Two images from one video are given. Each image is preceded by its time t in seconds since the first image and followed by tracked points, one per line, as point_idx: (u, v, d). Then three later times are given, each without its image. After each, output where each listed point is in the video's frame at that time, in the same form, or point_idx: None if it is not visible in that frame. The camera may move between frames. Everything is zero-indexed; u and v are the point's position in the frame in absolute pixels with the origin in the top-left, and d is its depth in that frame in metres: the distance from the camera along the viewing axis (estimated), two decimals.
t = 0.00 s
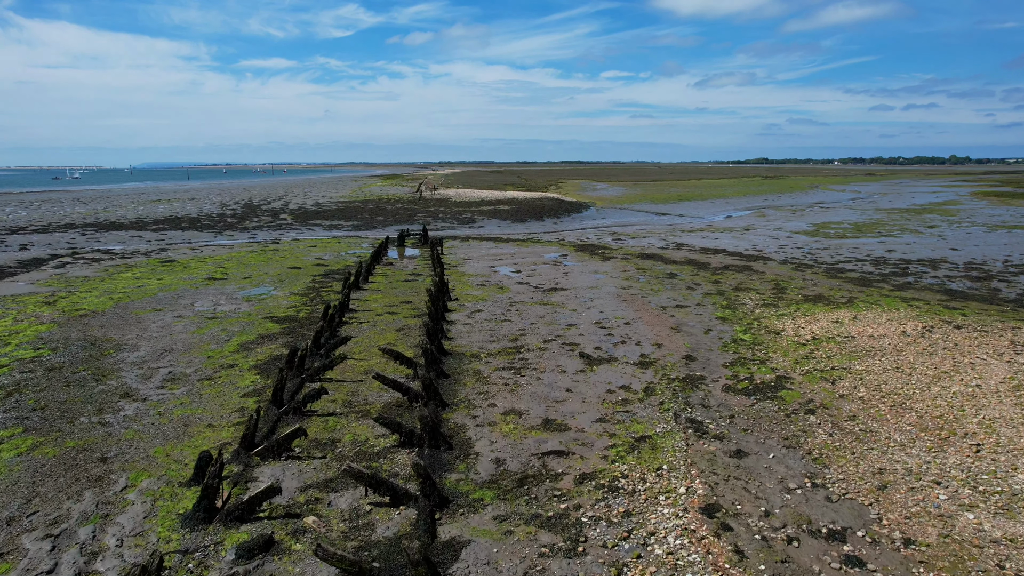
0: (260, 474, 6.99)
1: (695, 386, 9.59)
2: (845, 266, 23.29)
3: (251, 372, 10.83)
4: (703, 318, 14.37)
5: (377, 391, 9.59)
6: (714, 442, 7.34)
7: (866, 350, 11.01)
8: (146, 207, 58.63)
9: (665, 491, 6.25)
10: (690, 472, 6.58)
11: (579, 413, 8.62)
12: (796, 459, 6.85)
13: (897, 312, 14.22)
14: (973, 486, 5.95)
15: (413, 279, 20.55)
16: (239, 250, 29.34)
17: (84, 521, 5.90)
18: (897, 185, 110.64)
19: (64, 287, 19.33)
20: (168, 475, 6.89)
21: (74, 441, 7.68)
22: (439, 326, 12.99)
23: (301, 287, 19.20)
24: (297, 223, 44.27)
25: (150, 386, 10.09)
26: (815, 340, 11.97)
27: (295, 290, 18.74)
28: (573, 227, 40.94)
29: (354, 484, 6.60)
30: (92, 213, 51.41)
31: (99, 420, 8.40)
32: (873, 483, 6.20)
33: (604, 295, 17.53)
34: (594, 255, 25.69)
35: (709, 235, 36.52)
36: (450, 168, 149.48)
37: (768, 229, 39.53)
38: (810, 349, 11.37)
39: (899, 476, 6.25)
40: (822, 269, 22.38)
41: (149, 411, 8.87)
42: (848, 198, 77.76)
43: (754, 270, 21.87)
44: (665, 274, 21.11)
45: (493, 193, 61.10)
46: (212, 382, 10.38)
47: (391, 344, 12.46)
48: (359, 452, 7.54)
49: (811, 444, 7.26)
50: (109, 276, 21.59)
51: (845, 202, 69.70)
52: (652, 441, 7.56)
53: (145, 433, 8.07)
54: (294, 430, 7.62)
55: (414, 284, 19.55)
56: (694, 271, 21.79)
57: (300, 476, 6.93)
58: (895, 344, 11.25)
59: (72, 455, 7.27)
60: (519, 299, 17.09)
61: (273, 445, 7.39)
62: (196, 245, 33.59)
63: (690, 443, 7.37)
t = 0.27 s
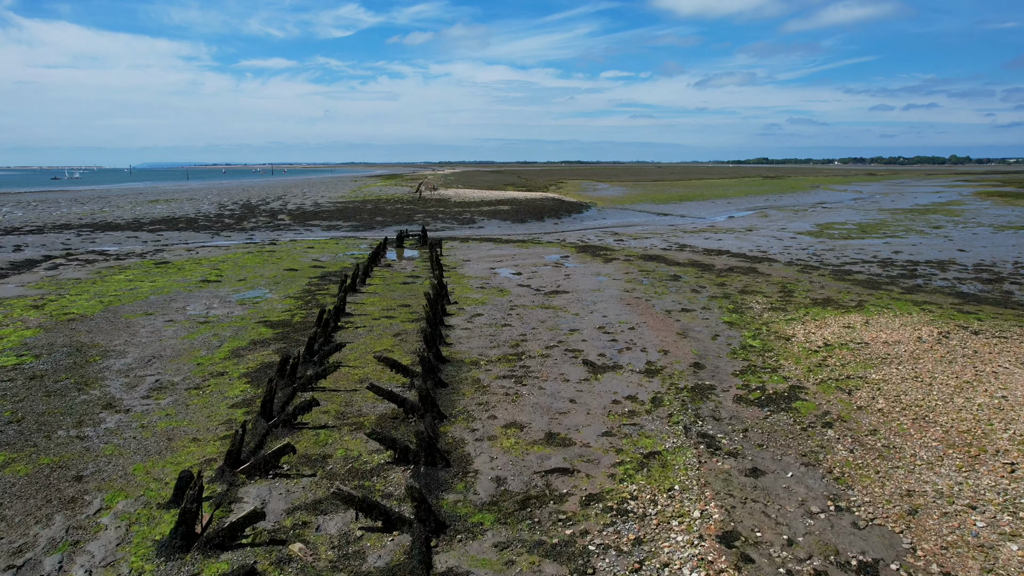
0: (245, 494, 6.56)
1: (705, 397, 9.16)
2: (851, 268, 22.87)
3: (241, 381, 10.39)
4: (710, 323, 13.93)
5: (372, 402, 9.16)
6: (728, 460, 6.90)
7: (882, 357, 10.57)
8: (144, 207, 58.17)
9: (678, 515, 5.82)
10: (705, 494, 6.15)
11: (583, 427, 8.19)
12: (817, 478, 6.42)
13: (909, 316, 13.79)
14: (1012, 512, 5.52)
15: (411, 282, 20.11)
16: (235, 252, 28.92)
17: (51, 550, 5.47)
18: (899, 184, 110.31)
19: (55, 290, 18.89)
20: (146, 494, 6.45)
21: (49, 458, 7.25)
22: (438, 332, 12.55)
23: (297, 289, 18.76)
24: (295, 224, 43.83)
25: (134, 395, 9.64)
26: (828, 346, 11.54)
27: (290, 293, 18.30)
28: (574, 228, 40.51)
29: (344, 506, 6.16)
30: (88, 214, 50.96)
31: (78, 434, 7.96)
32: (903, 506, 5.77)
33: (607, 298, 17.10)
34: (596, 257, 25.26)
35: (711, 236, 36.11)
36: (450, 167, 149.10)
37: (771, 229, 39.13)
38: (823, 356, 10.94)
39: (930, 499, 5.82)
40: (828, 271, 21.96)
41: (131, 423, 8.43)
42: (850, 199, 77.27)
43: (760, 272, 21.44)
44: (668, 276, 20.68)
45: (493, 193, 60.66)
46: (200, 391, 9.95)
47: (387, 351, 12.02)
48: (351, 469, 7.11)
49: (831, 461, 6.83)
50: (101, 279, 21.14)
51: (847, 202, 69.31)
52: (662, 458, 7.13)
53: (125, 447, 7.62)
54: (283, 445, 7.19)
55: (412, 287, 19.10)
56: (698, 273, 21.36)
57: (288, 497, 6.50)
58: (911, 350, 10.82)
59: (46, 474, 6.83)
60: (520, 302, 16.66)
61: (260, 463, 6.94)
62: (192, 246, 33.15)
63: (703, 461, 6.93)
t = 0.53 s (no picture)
0: (228, 518, 6.12)
1: (717, 408, 8.73)
2: (859, 270, 22.45)
3: (231, 390, 9.96)
4: (718, 328, 13.50)
5: (367, 415, 8.71)
6: (746, 480, 6.47)
7: (899, 365, 10.14)
8: (141, 207, 57.76)
9: (695, 544, 5.40)
10: (724, 519, 5.72)
11: (589, 442, 7.76)
12: (843, 500, 5.98)
13: (924, 321, 13.35)
14: None
15: (410, 284, 19.68)
16: (231, 253, 28.49)
17: None
18: (900, 184, 110.05)
19: (45, 293, 18.45)
20: (122, 519, 6.01)
21: (21, 477, 6.81)
22: (437, 337, 12.11)
23: (292, 292, 18.32)
24: (293, 224, 43.39)
25: (118, 406, 9.20)
26: (842, 353, 11.11)
27: (286, 296, 17.87)
28: (575, 229, 40.10)
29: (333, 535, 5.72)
30: (85, 214, 50.55)
31: (54, 450, 7.51)
32: (940, 534, 5.34)
33: (611, 302, 16.66)
34: (598, 259, 24.83)
35: (714, 237, 35.71)
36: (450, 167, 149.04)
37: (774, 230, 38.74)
38: (838, 363, 10.51)
39: (969, 526, 5.39)
40: (836, 273, 21.55)
41: (112, 437, 7.99)
42: (852, 199, 76.98)
43: (766, 275, 21.03)
44: (673, 279, 20.25)
45: (494, 193, 60.22)
46: (188, 401, 9.50)
47: (384, 358, 11.59)
48: (343, 489, 6.68)
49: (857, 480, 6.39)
50: (93, 281, 20.70)
51: (850, 202, 68.92)
52: (675, 477, 6.70)
53: (103, 464, 7.18)
54: (270, 464, 6.75)
55: (410, 290, 18.68)
56: (703, 275, 20.93)
57: (274, 521, 6.06)
58: (930, 358, 10.38)
59: (16, 495, 6.40)
60: (521, 306, 16.23)
61: (245, 484, 6.50)
62: (189, 247, 32.72)
63: (719, 481, 6.50)
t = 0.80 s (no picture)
0: (211, 548, 5.68)
1: (732, 421, 8.29)
2: (868, 272, 22.01)
3: (221, 401, 9.52)
4: (727, 334, 13.06)
5: (362, 429, 8.27)
6: (770, 505, 6.02)
7: (921, 374, 9.68)
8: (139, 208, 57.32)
9: None
10: (749, 552, 5.28)
11: (599, 459, 7.32)
12: (876, 529, 5.53)
13: (942, 327, 12.90)
14: None
15: (409, 287, 19.22)
16: (228, 254, 28.01)
17: None
18: (902, 185, 109.78)
19: (34, 296, 17.99)
20: (95, 549, 5.57)
21: None
22: (437, 345, 11.64)
23: (288, 296, 17.86)
24: (291, 225, 42.95)
25: (101, 419, 8.75)
26: (860, 361, 10.64)
27: (281, 300, 17.41)
28: (576, 230, 39.68)
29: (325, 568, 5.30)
30: (82, 215, 50.09)
31: (28, 469, 7.06)
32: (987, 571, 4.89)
33: (615, 306, 16.20)
34: (601, 260, 24.38)
35: (718, 238, 35.26)
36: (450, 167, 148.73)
37: (778, 231, 38.30)
38: (856, 373, 10.04)
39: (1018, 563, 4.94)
40: (844, 276, 21.10)
41: (91, 453, 7.54)
42: (855, 199, 76.64)
43: (774, 277, 20.56)
44: (678, 281, 19.81)
45: (494, 194, 59.75)
46: (174, 413, 9.04)
47: (381, 366, 11.14)
48: (335, 514, 6.22)
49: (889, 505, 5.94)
50: (85, 284, 20.24)
51: (852, 203, 68.50)
52: (692, 501, 6.25)
53: (80, 484, 6.73)
54: (257, 486, 6.31)
55: (410, 293, 18.22)
56: (708, 278, 20.46)
57: (260, 552, 5.62)
58: (953, 367, 9.93)
59: None
60: (523, 310, 15.77)
61: (230, 509, 6.05)
62: (185, 249, 32.25)
63: (740, 505, 6.05)
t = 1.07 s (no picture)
0: None
1: (751, 437, 7.81)
2: (878, 274, 21.53)
3: (210, 413, 9.05)
4: (739, 341, 12.57)
5: (358, 445, 7.79)
6: (800, 535, 5.54)
7: (948, 385, 9.19)
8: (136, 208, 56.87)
9: None
10: None
11: (611, 480, 6.84)
12: (920, 566, 5.06)
13: (962, 333, 12.41)
14: None
15: (409, 291, 18.74)
16: (224, 256, 27.50)
17: None
18: (904, 185, 109.50)
19: (24, 300, 17.52)
20: None
21: None
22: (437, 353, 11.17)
23: (284, 300, 17.37)
24: (290, 226, 42.49)
25: (82, 433, 8.26)
26: (881, 369, 10.15)
27: (277, 304, 16.93)
28: (578, 231, 39.22)
29: None
30: (78, 215, 49.62)
31: None
32: None
33: (622, 310, 15.71)
34: (605, 262, 23.89)
35: (722, 239, 34.78)
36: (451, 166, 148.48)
37: (783, 232, 37.84)
38: (878, 382, 9.55)
39: None
40: (854, 278, 20.63)
41: (68, 471, 7.05)
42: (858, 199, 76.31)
43: (782, 280, 20.07)
44: (685, 284, 19.33)
45: (495, 194, 59.25)
46: (160, 427, 8.55)
47: (379, 376, 10.66)
48: (327, 542, 5.75)
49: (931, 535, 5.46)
50: (77, 287, 19.75)
51: (855, 203, 68.08)
52: (715, 529, 5.77)
53: (53, 508, 6.25)
54: (243, 512, 5.83)
55: (409, 297, 17.75)
56: (715, 280, 19.98)
57: None
58: (980, 377, 9.44)
59: None
60: (526, 314, 15.30)
61: (213, 538, 5.58)
62: (181, 250, 31.73)
63: (768, 536, 5.57)
